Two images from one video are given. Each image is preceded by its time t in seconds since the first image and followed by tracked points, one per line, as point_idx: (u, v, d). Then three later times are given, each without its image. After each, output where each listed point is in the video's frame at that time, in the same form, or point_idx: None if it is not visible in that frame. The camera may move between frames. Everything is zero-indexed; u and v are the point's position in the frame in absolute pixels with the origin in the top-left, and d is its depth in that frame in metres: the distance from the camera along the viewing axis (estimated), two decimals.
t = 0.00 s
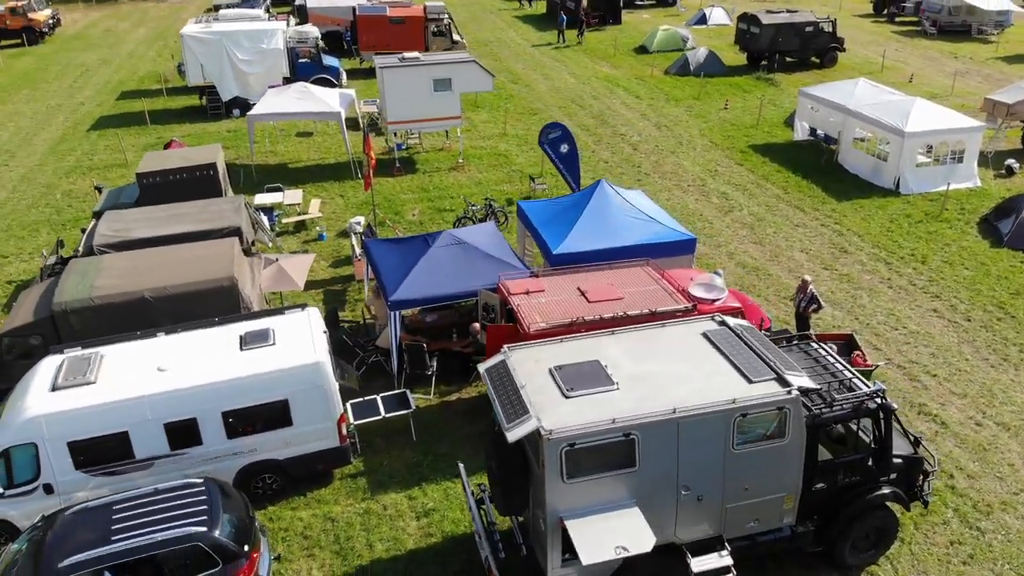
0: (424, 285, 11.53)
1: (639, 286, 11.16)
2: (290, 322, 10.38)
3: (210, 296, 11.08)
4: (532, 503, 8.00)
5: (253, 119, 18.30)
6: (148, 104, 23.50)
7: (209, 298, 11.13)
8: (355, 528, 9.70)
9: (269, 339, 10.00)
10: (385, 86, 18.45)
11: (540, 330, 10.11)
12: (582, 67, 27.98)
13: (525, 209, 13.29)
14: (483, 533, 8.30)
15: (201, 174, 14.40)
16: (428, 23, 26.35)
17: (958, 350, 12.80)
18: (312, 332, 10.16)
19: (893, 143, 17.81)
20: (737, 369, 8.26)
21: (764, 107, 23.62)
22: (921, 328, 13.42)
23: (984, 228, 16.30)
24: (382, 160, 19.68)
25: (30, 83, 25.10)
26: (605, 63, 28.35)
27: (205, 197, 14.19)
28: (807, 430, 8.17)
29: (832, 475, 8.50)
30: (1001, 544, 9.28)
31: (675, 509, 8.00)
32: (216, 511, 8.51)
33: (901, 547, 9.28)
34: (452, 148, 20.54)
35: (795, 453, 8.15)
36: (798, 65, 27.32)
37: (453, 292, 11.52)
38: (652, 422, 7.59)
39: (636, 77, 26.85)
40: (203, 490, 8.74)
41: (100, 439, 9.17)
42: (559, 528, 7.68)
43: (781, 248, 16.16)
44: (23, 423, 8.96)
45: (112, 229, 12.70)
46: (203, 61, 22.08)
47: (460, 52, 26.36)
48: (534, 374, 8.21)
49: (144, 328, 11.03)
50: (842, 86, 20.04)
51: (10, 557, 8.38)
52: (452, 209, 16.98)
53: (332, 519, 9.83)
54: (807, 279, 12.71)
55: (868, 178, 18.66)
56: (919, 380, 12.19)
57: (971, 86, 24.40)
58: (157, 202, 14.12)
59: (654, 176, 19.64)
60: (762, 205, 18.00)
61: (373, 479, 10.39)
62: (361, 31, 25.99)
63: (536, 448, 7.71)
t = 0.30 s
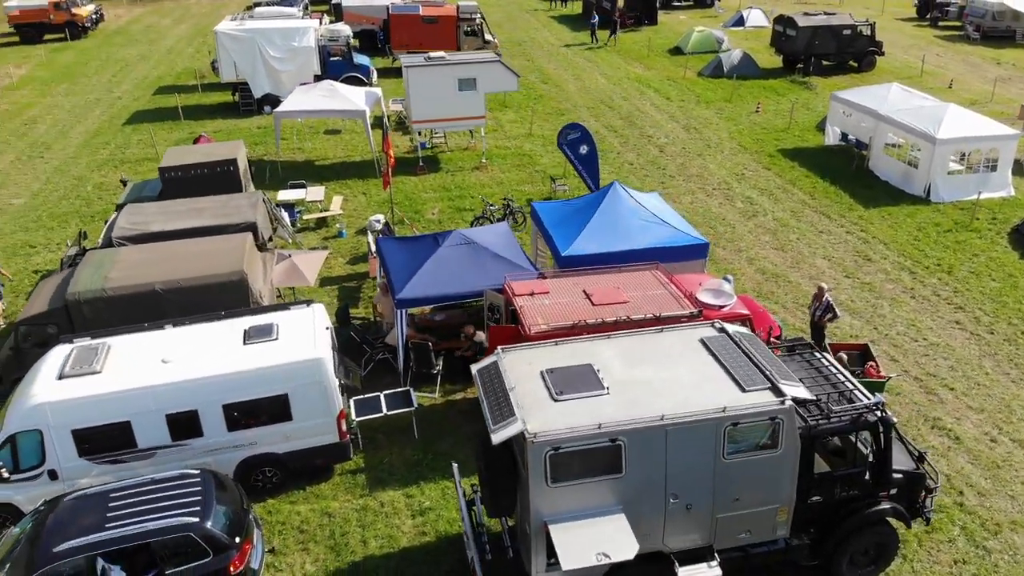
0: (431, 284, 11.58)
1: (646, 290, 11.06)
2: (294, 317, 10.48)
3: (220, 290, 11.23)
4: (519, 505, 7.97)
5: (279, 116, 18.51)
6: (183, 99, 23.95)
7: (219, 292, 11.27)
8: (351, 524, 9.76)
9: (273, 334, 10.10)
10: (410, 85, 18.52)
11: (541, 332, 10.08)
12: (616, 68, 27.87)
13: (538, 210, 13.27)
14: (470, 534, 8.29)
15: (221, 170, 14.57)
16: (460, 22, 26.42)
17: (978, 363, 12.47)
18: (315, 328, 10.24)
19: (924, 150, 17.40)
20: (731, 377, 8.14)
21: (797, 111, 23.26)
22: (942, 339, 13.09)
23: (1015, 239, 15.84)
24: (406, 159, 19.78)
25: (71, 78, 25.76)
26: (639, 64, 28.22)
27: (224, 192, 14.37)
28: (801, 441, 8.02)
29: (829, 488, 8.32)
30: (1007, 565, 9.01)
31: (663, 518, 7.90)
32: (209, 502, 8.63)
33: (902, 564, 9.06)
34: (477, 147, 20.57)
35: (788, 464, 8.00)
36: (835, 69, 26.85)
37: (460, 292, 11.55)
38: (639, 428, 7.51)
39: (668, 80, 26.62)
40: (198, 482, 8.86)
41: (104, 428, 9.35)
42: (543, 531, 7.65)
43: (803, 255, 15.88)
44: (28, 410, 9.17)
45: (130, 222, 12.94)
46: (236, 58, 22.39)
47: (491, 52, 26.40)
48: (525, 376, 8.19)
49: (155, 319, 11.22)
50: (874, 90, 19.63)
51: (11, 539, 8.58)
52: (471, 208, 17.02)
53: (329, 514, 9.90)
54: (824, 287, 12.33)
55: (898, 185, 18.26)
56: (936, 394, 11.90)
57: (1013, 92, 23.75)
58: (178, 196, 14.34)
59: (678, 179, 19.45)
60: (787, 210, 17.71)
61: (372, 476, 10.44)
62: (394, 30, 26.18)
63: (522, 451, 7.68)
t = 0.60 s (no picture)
0: (438, 284, 11.62)
1: (652, 294, 10.96)
2: (299, 313, 10.58)
3: (230, 284, 11.37)
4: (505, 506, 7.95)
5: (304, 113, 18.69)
6: (216, 96, 24.36)
7: (228, 286, 11.42)
8: (346, 519, 9.83)
9: (276, 329, 10.21)
10: (434, 84, 18.58)
11: (541, 334, 10.08)
12: (648, 70, 27.72)
13: (551, 211, 13.25)
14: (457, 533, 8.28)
15: (241, 166, 14.74)
16: (492, 22, 26.46)
17: (997, 377, 12.13)
18: (317, 323, 10.32)
19: (954, 158, 16.98)
20: (724, 384, 8.02)
21: (830, 115, 22.86)
22: (961, 352, 12.77)
23: None
24: (430, 158, 19.85)
25: (110, 73, 26.41)
26: (671, 66, 28.01)
27: (243, 188, 14.54)
28: (793, 452, 7.87)
29: (822, 501, 8.17)
30: None
31: (649, 525, 7.82)
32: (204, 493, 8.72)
33: None
34: (502, 147, 20.58)
35: (780, 475, 7.86)
36: (872, 73, 26.33)
37: (466, 291, 11.57)
38: (625, 434, 7.44)
39: (701, 82, 26.36)
40: (194, 473, 8.97)
41: (107, 417, 9.53)
42: (527, 534, 7.62)
43: (824, 262, 15.59)
44: (35, 397, 9.38)
45: (149, 215, 13.19)
46: (268, 55, 22.64)
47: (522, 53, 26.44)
48: (515, 377, 8.16)
49: (166, 311, 11.40)
50: (907, 95, 19.20)
51: (12, 523, 8.79)
52: (490, 208, 17.03)
53: (326, 509, 9.98)
54: (839, 295, 12.02)
55: (928, 193, 17.84)
56: (950, 407, 11.63)
57: None
58: (198, 191, 14.56)
59: (702, 182, 19.25)
60: (812, 216, 17.42)
61: (371, 472, 10.51)
62: (426, 30, 26.32)
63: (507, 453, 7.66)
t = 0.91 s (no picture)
0: (444, 282, 11.67)
1: (657, 297, 10.87)
2: (302, 308, 10.68)
3: (238, 278, 11.53)
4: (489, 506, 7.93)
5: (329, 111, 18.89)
6: (248, 92, 24.73)
7: (238, 281, 11.58)
8: (342, 514, 9.90)
9: (278, 323, 10.32)
10: (457, 84, 18.65)
11: (540, 335, 10.06)
12: (679, 71, 27.53)
13: (563, 212, 13.18)
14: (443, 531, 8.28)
15: (260, 161, 14.92)
16: (522, 23, 26.58)
17: (1015, 392, 11.82)
18: (319, 319, 10.41)
19: (984, 165, 16.56)
20: (714, 391, 7.90)
21: (862, 120, 22.45)
22: (980, 364, 12.45)
23: None
24: (452, 157, 19.93)
25: (147, 69, 26.99)
26: (703, 68, 27.74)
27: (261, 183, 14.72)
28: (783, 461, 7.73)
29: (813, 512, 8.02)
30: None
31: (633, 531, 7.75)
32: (197, 482, 8.84)
33: None
34: (525, 147, 20.57)
35: (768, 485, 7.73)
36: (908, 77, 25.80)
37: (472, 290, 11.60)
38: (608, 438, 7.38)
39: (732, 84, 26.07)
40: (189, 462, 9.10)
41: (111, 405, 9.72)
42: (508, 536, 7.60)
43: (844, 269, 15.31)
44: (42, 384, 9.60)
45: (167, 209, 13.42)
46: (298, 53, 22.90)
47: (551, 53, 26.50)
48: (503, 378, 8.14)
49: (177, 304, 11.59)
50: (939, 101, 18.75)
51: (13, 506, 8.99)
52: (508, 207, 17.03)
53: (322, 503, 10.06)
54: (851, 304, 11.81)
55: (957, 201, 17.43)
56: (963, 421, 11.37)
57: None
58: (218, 186, 14.79)
59: (726, 185, 19.04)
60: (835, 222, 17.12)
61: (370, 468, 10.58)
62: (457, 29, 26.42)
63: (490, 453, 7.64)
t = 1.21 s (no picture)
0: (448, 281, 11.70)
1: (659, 302, 10.77)
2: (305, 304, 10.78)
3: (246, 272, 11.68)
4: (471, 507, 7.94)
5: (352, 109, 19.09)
6: (278, 89, 25.04)
7: (246, 275, 11.73)
8: (336, 509, 9.99)
9: (279, 318, 10.43)
10: (479, 84, 18.68)
11: (537, 337, 10.02)
12: (711, 73, 27.27)
13: (573, 214, 13.13)
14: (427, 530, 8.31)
15: (278, 158, 15.09)
16: (552, 23, 26.65)
17: None
18: (320, 315, 10.50)
19: (1014, 174, 16.11)
20: (701, 398, 7.80)
21: (894, 126, 22.01)
22: (996, 378, 12.13)
23: None
24: (474, 157, 19.95)
25: (183, 66, 27.54)
26: (736, 70, 27.44)
27: (278, 180, 14.89)
28: (768, 472, 7.60)
29: (800, 525, 7.89)
30: None
31: (613, 537, 7.69)
32: (190, 473, 8.97)
33: None
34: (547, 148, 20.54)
35: (752, 495, 7.61)
36: (946, 83, 25.22)
37: (475, 290, 11.61)
38: (588, 442, 7.32)
39: (764, 87, 25.74)
40: (184, 453, 9.24)
41: (113, 394, 9.90)
42: (487, 537, 7.59)
43: (863, 277, 15.01)
44: (48, 372, 9.81)
45: (183, 203, 13.66)
46: (328, 51, 23.12)
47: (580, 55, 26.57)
48: (490, 379, 8.13)
49: (186, 296, 11.78)
50: (972, 107, 18.29)
51: (15, 490, 9.21)
52: (525, 208, 17.03)
53: (317, 497, 10.16)
54: (861, 313, 11.53)
55: (985, 211, 16.98)
56: (974, 436, 11.09)
57: None
58: (236, 181, 15.00)
59: (749, 190, 18.78)
60: (858, 229, 16.81)
61: (367, 465, 10.66)
62: (486, 28, 26.45)
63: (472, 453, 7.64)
